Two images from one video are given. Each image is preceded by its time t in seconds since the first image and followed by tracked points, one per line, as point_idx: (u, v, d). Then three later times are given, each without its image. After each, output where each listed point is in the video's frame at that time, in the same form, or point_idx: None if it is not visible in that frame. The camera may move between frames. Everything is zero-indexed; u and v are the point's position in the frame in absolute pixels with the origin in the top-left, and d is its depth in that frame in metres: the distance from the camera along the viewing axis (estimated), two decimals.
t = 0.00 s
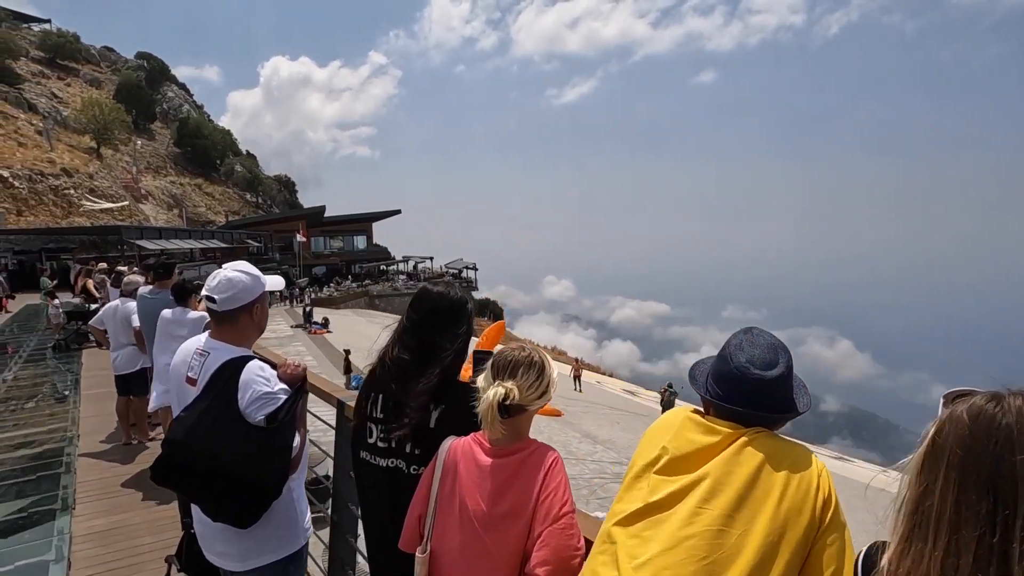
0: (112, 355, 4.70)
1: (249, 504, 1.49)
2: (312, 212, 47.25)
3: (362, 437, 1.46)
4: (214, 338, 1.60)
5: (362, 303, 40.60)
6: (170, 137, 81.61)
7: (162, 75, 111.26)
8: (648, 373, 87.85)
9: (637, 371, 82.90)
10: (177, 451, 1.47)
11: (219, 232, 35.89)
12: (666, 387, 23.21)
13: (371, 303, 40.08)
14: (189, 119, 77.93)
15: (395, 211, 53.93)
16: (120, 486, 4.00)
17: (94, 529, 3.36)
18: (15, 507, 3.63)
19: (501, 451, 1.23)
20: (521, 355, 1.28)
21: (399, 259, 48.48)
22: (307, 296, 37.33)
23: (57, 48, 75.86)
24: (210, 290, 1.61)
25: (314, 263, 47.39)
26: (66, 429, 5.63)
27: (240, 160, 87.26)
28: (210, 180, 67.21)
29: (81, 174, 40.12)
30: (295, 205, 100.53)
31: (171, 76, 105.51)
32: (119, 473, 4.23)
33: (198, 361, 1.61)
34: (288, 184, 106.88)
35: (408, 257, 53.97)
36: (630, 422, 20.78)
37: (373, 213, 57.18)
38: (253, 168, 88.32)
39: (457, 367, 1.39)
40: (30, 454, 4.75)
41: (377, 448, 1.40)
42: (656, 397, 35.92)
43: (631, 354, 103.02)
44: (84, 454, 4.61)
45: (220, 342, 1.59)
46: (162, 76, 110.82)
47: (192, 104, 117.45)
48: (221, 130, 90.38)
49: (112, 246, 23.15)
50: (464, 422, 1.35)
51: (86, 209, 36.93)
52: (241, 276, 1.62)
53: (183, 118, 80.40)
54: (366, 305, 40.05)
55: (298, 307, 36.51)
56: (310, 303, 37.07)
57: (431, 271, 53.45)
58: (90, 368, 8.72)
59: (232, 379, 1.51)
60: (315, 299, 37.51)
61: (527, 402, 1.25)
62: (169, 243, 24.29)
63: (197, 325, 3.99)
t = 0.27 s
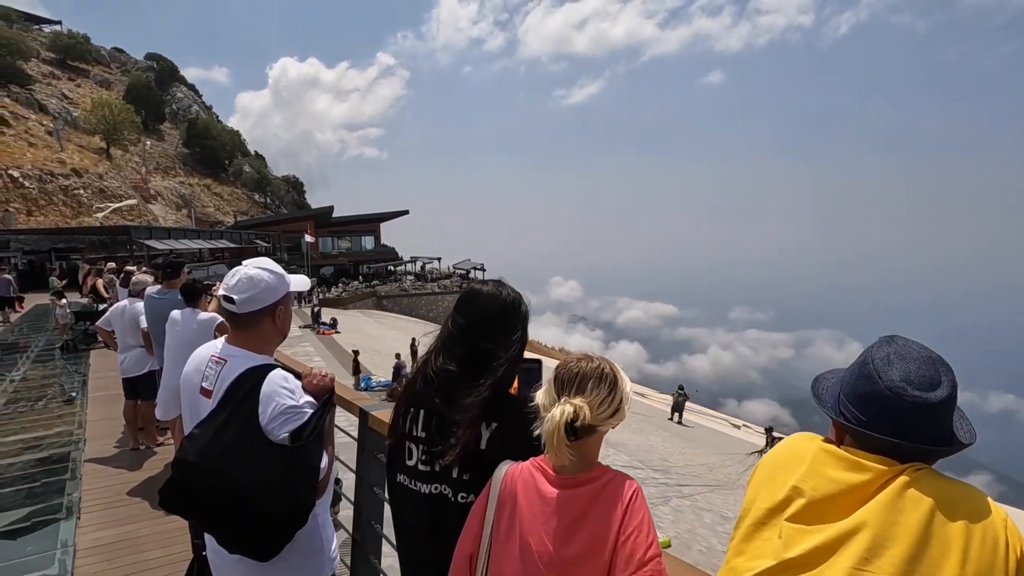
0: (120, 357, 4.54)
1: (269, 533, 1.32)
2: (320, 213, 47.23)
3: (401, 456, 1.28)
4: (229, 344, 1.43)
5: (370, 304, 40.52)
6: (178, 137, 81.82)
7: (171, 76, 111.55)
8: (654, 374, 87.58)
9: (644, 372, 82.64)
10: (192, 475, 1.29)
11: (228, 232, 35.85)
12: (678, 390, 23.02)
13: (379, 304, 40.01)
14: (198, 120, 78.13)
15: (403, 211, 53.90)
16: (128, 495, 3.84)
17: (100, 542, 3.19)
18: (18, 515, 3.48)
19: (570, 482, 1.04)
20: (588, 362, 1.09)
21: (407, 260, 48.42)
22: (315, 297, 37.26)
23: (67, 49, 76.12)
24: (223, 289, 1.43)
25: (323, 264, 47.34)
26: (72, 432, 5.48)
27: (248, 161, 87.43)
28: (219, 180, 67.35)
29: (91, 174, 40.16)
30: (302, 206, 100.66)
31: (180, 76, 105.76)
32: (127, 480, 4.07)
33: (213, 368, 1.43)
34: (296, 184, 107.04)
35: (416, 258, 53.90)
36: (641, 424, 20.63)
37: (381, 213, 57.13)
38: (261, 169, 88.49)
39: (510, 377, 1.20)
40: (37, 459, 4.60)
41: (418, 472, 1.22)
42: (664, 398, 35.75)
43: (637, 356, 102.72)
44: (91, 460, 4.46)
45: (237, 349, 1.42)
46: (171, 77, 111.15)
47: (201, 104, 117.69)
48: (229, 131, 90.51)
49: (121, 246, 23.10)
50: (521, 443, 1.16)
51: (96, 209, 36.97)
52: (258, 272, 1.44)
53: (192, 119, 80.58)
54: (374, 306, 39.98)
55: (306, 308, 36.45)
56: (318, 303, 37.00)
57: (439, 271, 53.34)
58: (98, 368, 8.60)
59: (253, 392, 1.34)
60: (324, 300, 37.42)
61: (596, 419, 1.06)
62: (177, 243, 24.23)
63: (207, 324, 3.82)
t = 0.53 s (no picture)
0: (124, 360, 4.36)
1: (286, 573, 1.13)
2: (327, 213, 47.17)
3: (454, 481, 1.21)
4: (237, 361, 1.24)
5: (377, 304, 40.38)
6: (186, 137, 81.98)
7: (179, 76, 111.89)
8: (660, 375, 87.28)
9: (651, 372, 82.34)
10: (192, 513, 1.10)
11: (235, 231, 35.78)
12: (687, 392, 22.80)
13: (386, 304, 39.88)
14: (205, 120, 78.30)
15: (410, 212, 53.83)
16: (131, 506, 3.66)
17: (101, 559, 3.01)
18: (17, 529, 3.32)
19: (662, 534, 0.99)
20: (687, 392, 1.04)
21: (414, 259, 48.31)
22: (322, 297, 37.16)
23: (77, 49, 76.46)
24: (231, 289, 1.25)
25: (330, 264, 47.28)
26: (76, 437, 5.31)
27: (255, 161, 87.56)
28: (226, 180, 67.42)
29: (100, 174, 40.24)
30: (309, 207, 100.71)
31: (188, 76, 105.96)
32: (130, 490, 3.88)
33: (218, 383, 1.23)
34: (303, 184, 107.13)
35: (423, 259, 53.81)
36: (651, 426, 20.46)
37: (388, 213, 57.04)
38: (268, 169, 88.60)
39: (578, 401, 1.08)
40: (36, 467, 4.42)
41: (466, 513, 1.15)
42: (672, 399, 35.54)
43: (643, 357, 102.31)
44: (94, 468, 4.28)
45: (243, 367, 1.22)
46: (179, 78, 111.48)
47: (209, 104, 117.94)
48: (237, 131, 90.67)
49: (128, 245, 23.01)
50: (584, 474, 1.04)
51: (104, 208, 36.98)
52: (274, 269, 1.26)
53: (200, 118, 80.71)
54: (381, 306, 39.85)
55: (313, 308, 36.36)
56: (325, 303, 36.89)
57: (446, 272, 53.22)
58: (103, 369, 8.46)
59: (261, 415, 1.15)
60: (331, 300, 37.30)
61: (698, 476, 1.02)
62: (185, 242, 24.15)
63: (215, 328, 3.65)
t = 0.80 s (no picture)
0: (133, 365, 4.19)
1: None
2: (334, 213, 47.08)
3: (521, 512, 1.20)
4: (272, 382, 1.07)
5: (384, 305, 40.21)
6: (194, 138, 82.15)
7: (187, 78, 112.24)
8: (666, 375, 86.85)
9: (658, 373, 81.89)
10: (221, 565, 0.92)
11: (242, 232, 35.69)
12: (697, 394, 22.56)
13: (393, 304, 39.76)
14: (213, 120, 78.42)
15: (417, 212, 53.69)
16: (141, 519, 3.48)
17: None
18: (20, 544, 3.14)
19: None
20: (852, 439, 1.05)
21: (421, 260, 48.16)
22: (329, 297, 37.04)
23: (85, 49, 76.67)
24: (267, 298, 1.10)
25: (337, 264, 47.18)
26: (82, 443, 5.15)
27: (263, 161, 87.68)
28: (233, 180, 67.50)
29: (107, 174, 40.26)
30: (316, 207, 100.76)
31: (196, 77, 106.21)
32: (136, 503, 3.69)
33: (250, 404, 1.06)
34: (310, 185, 107.25)
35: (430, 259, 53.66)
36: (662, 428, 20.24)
37: (395, 214, 56.96)
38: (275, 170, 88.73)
39: (692, 442, 1.08)
40: (41, 475, 4.25)
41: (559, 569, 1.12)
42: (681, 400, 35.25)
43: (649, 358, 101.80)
44: (102, 478, 4.11)
45: (279, 391, 1.05)
46: (188, 79, 111.84)
47: (216, 105, 118.23)
48: (244, 131, 90.75)
49: (135, 245, 22.94)
50: (733, 545, 1.02)
51: (112, 208, 37.00)
52: (316, 273, 1.11)
53: (207, 119, 80.84)
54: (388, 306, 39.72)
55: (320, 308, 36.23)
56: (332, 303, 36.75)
57: (452, 272, 53.02)
58: (110, 371, 8.31)
59: (303, 446, 0.96)
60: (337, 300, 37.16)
61: (865, 539, 1.04)
62: (192, 243, 24.06)
63: (228, 331, 3.47)
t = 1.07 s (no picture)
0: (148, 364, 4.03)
1: None
2: (342, 213, 47.03)
3: (663, 548, 1.13)
4: (335, 385, 0.99)
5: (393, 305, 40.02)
6: (202, 138, 82.26)
7: (196, 78, 112.66)
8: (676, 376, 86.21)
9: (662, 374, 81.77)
10: None
11: (251, 232, 35.66)
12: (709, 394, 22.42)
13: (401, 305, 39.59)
14: (221, 121, 78.51)
15: (425, 212, 53.37)
16: (154, 528, 3.32)
17: None
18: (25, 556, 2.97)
19: None
20: None
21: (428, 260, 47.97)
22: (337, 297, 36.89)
23: (93, 50, 76.84)
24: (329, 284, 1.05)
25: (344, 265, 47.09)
26: (94, 444, 5.02)
27: (271, 162, 87.63)
28: (242, 181, 67.53)
29: (117, 174, 40.31)
30: (324, 208, 100.88)
31: (205, 78, 106.36)
32: (152, 510, 3.53)
33: (312, 406, 0.97)
34: (319, 185, 107.39)
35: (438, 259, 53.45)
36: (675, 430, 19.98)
37: (403, 214, 56.82)
38: (283, 170, 88.73)
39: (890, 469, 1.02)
40: (54, 481, 4.11)
41: None
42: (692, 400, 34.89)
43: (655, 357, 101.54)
44: (113, 484, 3.96)
45: (345, 394, 0.96)
46: (196, 79, 112.00)
47: (224, 105, 118.30)
48: (251, 130, 90.79)
49: (145, 245, 22.89)
50: (952, 572, 0.95)
51: (121, 209, 37.06)
52: (385, 256, 1.04)
53: (216, 120, 80.96)
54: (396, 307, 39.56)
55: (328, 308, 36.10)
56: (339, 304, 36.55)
57: (461, 273, 52.85)
58: (122, 371, 8.18)
59: (372, 458, 0.87)
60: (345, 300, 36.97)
61: None
62: (202, 243, 24.00)
63: (248, 329, 3.31)
